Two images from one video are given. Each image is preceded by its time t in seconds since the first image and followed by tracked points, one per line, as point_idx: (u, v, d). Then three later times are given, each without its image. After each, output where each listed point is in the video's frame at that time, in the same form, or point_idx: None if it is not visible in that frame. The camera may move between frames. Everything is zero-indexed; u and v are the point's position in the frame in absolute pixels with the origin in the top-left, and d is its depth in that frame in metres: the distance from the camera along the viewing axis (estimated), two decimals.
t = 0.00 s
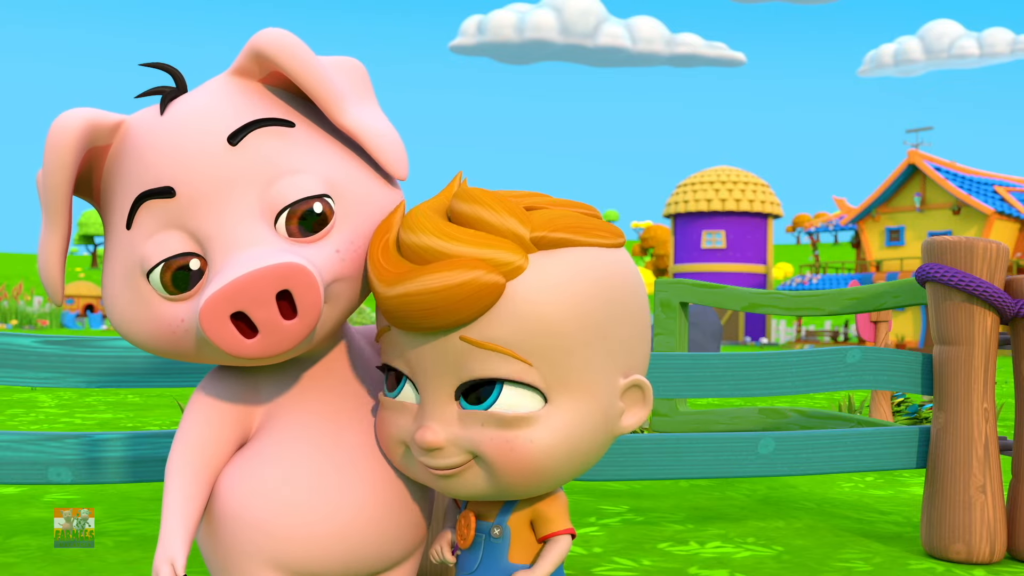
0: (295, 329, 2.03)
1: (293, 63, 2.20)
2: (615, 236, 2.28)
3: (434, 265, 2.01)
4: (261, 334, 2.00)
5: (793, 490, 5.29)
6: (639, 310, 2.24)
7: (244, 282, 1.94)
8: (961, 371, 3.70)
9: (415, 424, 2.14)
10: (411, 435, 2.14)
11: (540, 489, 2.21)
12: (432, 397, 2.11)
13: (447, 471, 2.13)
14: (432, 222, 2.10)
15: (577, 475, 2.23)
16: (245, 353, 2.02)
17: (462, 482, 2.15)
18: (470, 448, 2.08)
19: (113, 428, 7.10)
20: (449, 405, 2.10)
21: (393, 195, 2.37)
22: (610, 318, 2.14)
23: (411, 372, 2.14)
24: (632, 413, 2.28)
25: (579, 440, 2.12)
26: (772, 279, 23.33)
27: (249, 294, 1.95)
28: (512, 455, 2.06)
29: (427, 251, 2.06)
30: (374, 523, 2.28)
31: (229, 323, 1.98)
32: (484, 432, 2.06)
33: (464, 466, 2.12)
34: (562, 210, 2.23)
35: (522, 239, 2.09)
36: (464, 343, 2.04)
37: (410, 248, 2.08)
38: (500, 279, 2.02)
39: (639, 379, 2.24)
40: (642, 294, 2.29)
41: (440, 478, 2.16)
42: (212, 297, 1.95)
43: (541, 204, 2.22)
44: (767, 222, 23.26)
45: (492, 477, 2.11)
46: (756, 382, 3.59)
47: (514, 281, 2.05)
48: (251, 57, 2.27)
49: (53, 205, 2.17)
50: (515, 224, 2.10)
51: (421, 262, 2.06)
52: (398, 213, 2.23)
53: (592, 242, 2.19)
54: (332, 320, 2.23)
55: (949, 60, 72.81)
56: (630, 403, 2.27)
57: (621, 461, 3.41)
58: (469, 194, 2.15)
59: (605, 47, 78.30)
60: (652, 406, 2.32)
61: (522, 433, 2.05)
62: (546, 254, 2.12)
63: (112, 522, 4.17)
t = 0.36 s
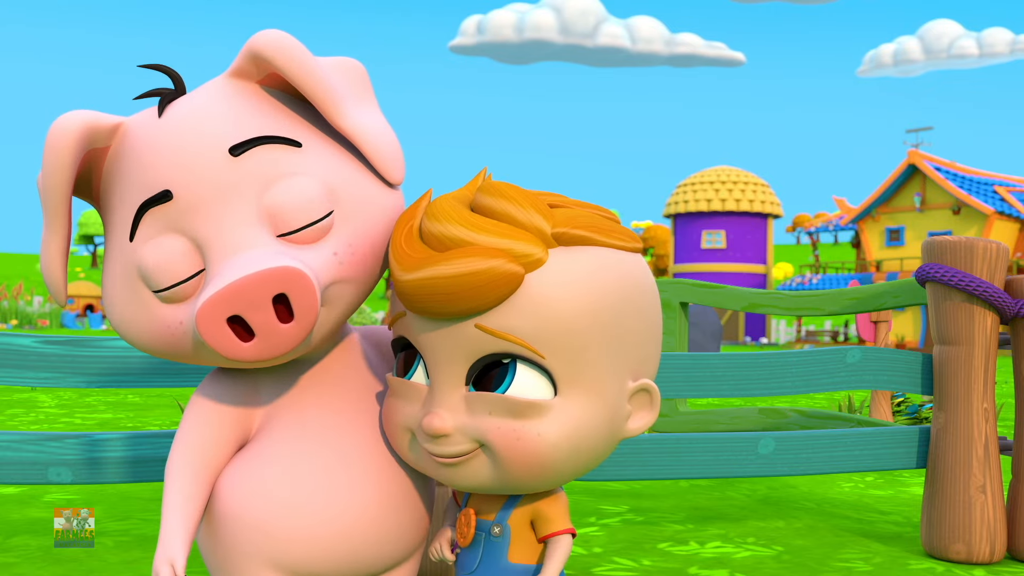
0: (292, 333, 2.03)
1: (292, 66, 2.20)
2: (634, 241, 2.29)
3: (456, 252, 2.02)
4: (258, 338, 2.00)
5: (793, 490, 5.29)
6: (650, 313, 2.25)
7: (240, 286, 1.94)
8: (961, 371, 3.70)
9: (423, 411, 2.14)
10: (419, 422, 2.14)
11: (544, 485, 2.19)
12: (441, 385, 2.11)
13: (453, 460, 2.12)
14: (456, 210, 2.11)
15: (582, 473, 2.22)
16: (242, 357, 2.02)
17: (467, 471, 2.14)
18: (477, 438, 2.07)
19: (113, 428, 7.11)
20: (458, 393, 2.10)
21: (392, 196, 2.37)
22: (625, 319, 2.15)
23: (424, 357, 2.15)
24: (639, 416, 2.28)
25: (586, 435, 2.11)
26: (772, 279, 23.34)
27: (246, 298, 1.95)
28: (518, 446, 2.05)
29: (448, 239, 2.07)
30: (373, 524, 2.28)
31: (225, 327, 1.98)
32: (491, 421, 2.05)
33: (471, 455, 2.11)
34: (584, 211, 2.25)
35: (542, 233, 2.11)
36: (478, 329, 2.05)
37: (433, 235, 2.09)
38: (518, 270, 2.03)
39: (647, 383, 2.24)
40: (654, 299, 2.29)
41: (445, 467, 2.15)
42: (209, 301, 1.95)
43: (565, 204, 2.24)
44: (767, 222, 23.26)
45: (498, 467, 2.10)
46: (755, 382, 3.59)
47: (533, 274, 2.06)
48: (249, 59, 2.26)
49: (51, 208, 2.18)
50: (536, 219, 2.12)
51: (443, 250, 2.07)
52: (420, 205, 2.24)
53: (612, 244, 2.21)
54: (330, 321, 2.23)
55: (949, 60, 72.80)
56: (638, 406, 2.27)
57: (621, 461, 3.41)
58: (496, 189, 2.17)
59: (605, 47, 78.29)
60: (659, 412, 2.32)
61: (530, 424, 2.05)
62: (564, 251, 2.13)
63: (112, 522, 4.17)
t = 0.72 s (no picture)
0: (284, 336, 2.02)
1: (284, 67, 2.20)
2: (628, 239, 2.28)
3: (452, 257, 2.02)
4: (249, 341, 2.00)
5: (793, 490, 5.29)
6: (647, 313, 2.25)
7: (230, 290, 1.94)
8: (961, 371, 3.70)
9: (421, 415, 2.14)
10: (418, 426, 2.14)
11: (543, 488, 2.20)
12: (439, 389, 2.10)
13: (451, 464, 2.12)
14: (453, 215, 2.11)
15: (581, 475, 2.23)
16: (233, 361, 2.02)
17: (467, 475, 2.14)
18: (476, 442, 2.07)
19: (114, 427, 7.11)
20: (455, 395, 2.09)
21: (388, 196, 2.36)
22: (622, 319, 2.15)
23: (419, 363, 2.14)
24: (638, 416, 2.27)
25: (584, 439, 2.11)
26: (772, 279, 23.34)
27: (236, 302, 1.95)
28: (517, 450, 2.05)
29: (444, 243, 2.07)
30: (372, 525, 2.28)
31: (216, 330, 1.98)
32: (489, 426, 2.06)
33: (468, 459, 2.12)
34: (579, 211, 2.25)
35: (538, 236, 2.11)
36: (476, 334, 2.04)
37: (430, 239, 2.09)
38: (514, 273, 2.03)
39: (645, 382, 2.24)
40: (651, 298, 2.29)
41: (444, 471, 2.16)
42: (200, 305, 1.96)
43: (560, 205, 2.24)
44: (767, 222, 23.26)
45: (497, 471, 2.11)
46: (755, 382, 3.59)
47: (529, 277, 2.06)
48: (241, 61, 2.26)
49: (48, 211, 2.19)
50: (532, 221, 2.11)
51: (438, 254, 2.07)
52: (416, 209, 2.23)
53: (608, 244, 2.21)
54: (323, 323, 2.22)
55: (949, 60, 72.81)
56: (636, 407, 2.27)
57: (621, 461, 3.41)
58: (490, 191, 2.16)
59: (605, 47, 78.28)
60: (657, 413, 2.32)
61: (529, 429, 2.05)
62: (560, 253, 2.13)
63: (112, 522, 4.17)
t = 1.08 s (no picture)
0: (298, 332, 2.03)
1: (298, 67, 2.20)
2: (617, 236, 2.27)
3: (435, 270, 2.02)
4: (264, 337, 2.00)
5: (793, 490, 5.29)
6: (642, 308, 2.26)
7: (247, 285, 1.93)
8: (961, 371, 3.70)
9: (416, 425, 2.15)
10: (414, 437, 2.14)
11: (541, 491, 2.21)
12: (434, 399, 2.10)
13: (449, 473, 2.13)
14: (431, 224, 2.11)
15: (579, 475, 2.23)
16: (248, 357, 2.02)
17: (464, 484, 2.16)
18: (472, 451, 2.08)
19: (113, 428, 7.11)
20: (449, 404, 2.09)
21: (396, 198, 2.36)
22: (614, 316, 2.14)
23: (410, 374, 2.13)
24: (633, 413, 2.27)
25: (580, 443, 2.12)
26: (772, 279, 23.34)
27: (252, 298, 1.95)
28: (514, 458, 2.07)
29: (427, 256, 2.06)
30: (371, 525, 2.28)
31: (232, 326, 1.97)
32: (484, 436, 2.06)
33: (464, 470, 2.13)
34: (564, 211, 2.24)
35: (520, 242, 2.10)
36: (466, 343, 2.04)
37: (410, 251, 2.09)
38: (499, 281, 2.03)
39: (641, 380, 2.23)
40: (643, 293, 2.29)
41: (441, 480, 2.17)
42: (215, 301, 1.95)
43: (542, 207, 2.23)
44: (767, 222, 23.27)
45: (494, 480, 2.12)
46: (755, 382, 3.59)
47: (514, 283, 2.06)
48: (254, 60, 2.27)
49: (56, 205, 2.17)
50: (513, 227, 2.11)
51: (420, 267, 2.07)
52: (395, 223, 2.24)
53: (593, 241, 2.20)
54: (333, 322, 2.22)
55: (949, 60, 72.81)
56: (632, 404, 2.26)
57: (621, 461, 3.41)
58: (467, 199, 2.15)
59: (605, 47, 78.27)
60: (653, 409, 2.31)
61: (524, 436, 2.05)
62: (543, 257, 2.12)
63: (112, 522, 4.17)
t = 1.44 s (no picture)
0: (347, 332, 2.05)
1: (357, 70, 2.23)
2: (687, 248, 2.40)
3: (514, 223, 2.18)
4: (315, 333, 2.00)
5: (793, 490, 5.29)
6: (696, 313, 2.34)
7: (308, 281, 1.94)
8: (961, 371, 3.70)
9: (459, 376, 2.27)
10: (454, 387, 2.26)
11: (564, 468, 2.27)
12: (485, 348, 2.22)
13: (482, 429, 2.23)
14: (528, 190, 2.28)
15: (604, 461, 2.29)
16: (296, 354, 2.02)
17: (494, 441, 2.24)
18: (507, 404, 2.18)
19: (114, 428, 7.11)
20: (496, 357, 2.21)
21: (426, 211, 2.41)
22: (667, 311, 2.23)
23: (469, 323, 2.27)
24: (667, 416, 2.32)
25: (609, 423, 2.18)
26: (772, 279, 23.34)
27: (307, 295, 1.96)
28: (544, 417, 2.15)
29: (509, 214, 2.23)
30: (376, 526, 2.28)
31: (285, 321, 1.98)
32: (520, 395, 2.17)
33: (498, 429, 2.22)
34: (643, 209, 2.37)
35: (600, 222, 2.26)
36: (539, 291, 2.16)
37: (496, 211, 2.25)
38: (575, 247, 2.18)
39: (678, 385, 2.28)
40: (700, 303, 2.38)
41: (473, 437, 2.27)
42: (271, 296, 1.95)
43: (629, 201, 2.38)
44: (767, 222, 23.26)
45: (522, 439, 2.19)
46: (755, 382, 3.59)
47: (586, 254, 2.20)
48: (313, 57, 2.28)
49: (87, 185, 2.08)
50: (597, 209, 2.28)
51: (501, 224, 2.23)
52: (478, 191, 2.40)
53: (667, 242, 2.33)
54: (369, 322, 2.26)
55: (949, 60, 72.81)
56: (667, 407, 2.31)
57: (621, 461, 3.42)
58: (561, 178, 2.33)
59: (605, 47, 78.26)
60: (686, 417, 2.35)
61: (559, 401, 2.14)
62: (617, 240, 2.26)
63: (112, 522, 4.17)
